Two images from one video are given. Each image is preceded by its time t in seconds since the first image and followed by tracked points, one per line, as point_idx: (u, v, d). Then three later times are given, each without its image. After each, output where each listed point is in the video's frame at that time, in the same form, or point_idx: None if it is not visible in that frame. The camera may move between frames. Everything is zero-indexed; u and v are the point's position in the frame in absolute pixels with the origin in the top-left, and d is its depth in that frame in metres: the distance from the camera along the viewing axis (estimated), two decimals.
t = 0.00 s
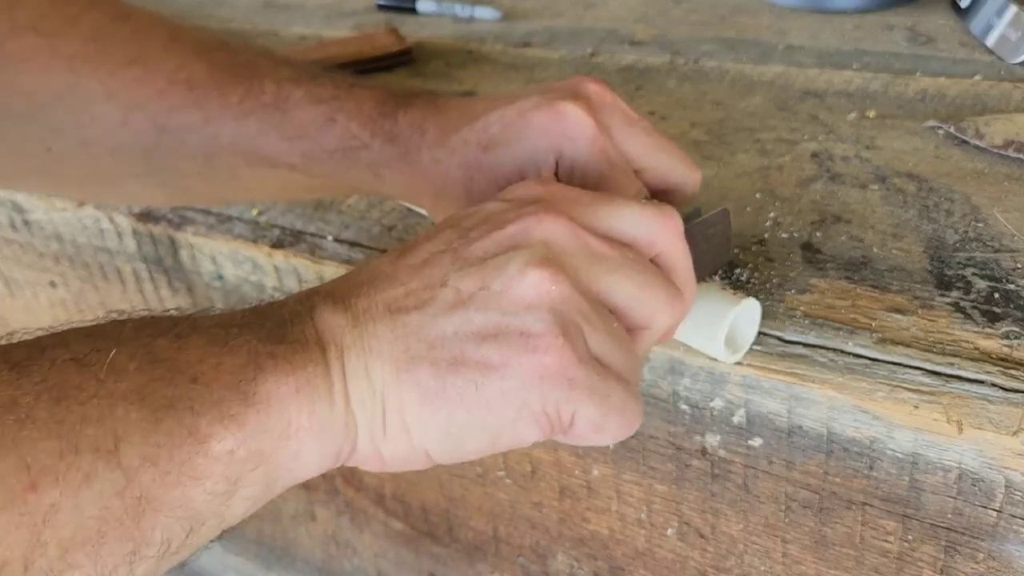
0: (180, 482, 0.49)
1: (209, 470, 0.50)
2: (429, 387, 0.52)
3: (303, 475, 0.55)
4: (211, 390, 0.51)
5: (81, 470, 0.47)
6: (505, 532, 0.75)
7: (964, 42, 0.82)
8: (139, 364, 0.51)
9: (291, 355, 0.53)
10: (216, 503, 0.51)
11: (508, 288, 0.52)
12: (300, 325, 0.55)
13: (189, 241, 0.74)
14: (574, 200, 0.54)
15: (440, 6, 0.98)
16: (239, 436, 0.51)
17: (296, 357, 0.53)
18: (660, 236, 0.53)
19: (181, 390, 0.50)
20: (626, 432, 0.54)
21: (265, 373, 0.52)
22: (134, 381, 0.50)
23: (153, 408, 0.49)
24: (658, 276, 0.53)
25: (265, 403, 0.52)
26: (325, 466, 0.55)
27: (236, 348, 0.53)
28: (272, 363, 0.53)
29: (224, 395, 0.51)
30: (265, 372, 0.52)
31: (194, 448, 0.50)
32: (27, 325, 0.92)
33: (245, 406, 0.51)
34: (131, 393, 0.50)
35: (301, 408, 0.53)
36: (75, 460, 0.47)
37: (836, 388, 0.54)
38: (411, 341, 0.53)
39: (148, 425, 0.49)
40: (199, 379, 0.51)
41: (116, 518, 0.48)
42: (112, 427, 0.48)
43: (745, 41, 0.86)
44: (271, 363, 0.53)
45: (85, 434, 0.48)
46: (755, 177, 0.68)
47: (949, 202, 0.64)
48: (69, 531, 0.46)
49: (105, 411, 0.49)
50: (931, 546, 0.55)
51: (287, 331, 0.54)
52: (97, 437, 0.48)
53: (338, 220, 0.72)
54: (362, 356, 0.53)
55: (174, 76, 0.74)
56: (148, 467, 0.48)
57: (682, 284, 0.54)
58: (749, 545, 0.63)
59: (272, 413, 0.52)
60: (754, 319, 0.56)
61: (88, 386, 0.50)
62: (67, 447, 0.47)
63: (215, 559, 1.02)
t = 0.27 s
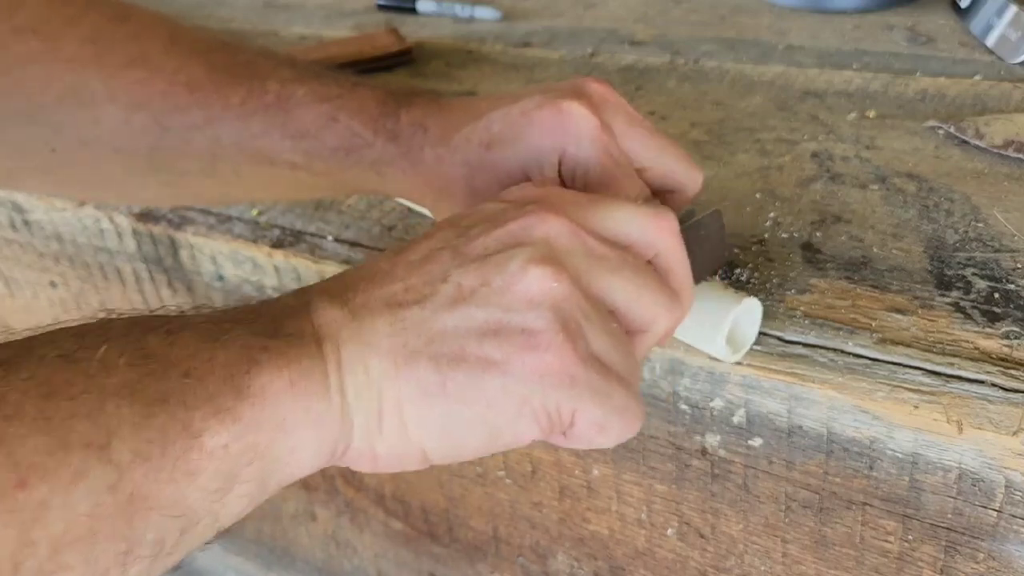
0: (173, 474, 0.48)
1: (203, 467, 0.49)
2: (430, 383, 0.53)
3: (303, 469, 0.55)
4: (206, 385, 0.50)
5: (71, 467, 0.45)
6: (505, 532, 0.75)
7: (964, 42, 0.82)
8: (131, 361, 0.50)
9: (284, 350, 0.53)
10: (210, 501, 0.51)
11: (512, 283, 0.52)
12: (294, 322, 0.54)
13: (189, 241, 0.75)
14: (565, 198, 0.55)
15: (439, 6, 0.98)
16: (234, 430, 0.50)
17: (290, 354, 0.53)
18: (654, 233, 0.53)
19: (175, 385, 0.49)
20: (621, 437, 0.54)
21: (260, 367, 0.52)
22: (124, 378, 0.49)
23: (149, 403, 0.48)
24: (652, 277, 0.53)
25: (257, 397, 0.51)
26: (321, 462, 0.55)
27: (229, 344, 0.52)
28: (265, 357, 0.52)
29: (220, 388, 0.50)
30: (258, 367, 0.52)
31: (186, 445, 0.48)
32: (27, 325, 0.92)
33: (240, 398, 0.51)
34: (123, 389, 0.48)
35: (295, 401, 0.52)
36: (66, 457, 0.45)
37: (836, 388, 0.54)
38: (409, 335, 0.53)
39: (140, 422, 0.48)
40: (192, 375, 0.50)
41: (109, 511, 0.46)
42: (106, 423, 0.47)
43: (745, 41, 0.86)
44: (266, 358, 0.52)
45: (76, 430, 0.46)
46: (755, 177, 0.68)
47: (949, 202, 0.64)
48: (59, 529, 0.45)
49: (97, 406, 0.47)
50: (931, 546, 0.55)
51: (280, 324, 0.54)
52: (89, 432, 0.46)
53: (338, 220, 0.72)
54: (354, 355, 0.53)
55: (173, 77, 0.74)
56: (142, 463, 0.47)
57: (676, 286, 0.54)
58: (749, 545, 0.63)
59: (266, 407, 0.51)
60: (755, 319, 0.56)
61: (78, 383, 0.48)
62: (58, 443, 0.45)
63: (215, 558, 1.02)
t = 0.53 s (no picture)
0: (178, 462, 0.48)
1: (208, 453, 0.49)
2: (433, 374, 0.52)
3: (304, 455, 0.54)
4: (206, 372, 0.50)
5: (78, 453, 0.46)
6: (505, 532, 0.75)
7: (964, 42, 0.82)
8: (134, 347, 0.50)
9: (288, 336, 0.52)
10: (214, 485, 0.50)
11: (515, 280, 0.52)
12: (295, 309, 0.54)
13: (190, 241, 0.74)
14: (570, 195, 0.55)
15: (439, 6, 0.98)
16: (237, 417, 0.50)
17: (294, 339, 0.52)
18: (659, 230, 0.53)
19: (178, 371, 0.50)
20: (629, 428, 0.54)
21: (263, 355, 0.51)
22: (129, 365, 0.49)
23: (151, 389, 0.48)
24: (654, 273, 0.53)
25: (258, 385, 0.51)
26: (322, 448, 0.54)
27: (233, 329, 0.52)
28: (270, 343, 0.52)
29: (221, 375, 0.50)
30: (260, 354, 0.51)
31: (189, 431, 0.48)
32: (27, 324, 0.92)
33: (241, 387, 0.50)
34: (127, 375, 0.49)
35: (298, 386, 0.52)
36: (73, 443, 0.46)
37: (836, 388, 0.54)
38: (413, 327, 0.52)
39: (143, 408, 0.48)
40: (196, 362, 0.50)
41: (112, 497, 0.46)
42: (110, 411, 0.47)
43: (745, 41, 0.86)
44: (272, 345, 0.52)
45: (81, 417, 0.46)
46: (755, 178, 0.68)
47: (949, 202, 0.64)
48: (68, 514, 0.45)
49: (104, 393, 0.47)
50: (931, 546, 0.55)
51: (286, 310, 0.54)
52: (95, 419, 0.47)
53: (338, 220, 0.72)
54: (359, 345, 0.52)
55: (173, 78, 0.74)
56: (146, 448, 0.47)
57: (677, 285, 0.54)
58: (748, 545, 0.63)
59: (269, 394, 0.51)
60: (756, 318, 0.56)
61: (86, 369, 0.48)
62: (64, 430, 0.46)
63: (215, 558, 1.02)
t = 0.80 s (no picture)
0: (186, 459, 0.49)
1: (217, 446, 0.49)
2: (442, 373, 0.52)
3: (308, 448, 0.53)
4: (217, 366, 0.50)
5: (89, 446, 0.47)
6: (505, 532, 0.75)
7: (964, 42, 0.82)
8: (148, 339, 0.50)
9: (297, 329, 0.52)
10: (221, 476, 0.50)
11: (525, 284, 0.52)
12: (309, 300, 0.53)
13: (190, 242, 0.74)
14: (581, 196, 0.56)
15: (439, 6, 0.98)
16: (247, 412, 0.50)
17: (304, 332, 0.52)
18: (666, 234, 0.54)
19: (188, 366, 0.50)
20: (641, 426, 0.54)
21: (273, 350, 0.51)
22: (141, 358, 0.49)
23: (163, 385, 0.49)
24: (663, 274, 0.54)
25: (268, 379, 0.50)
26: (328, 442, 0.54)
27: (245, 323, 0.52)
28: (278, 338, 0.51)
29: (231, 371, 0.50)
30: (273, 348, 0.51)
31: (199, 426, 0.49)
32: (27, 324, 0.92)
33: (255, 382, 0.50)
34: (139, 368, 0.49)
35: (309, 383, 0.51)
36: (85, 438, 0.47)
37: (836, 388, 0.54)
38: (424, 326, 0.52)
39: (154, 403, 0.48)
40: (207, 355, 0.50)
41: (122, 489, 0.47)
42: (121, 406, 0.48)
43: (745, 41, 0.86)
44: (281, 341, 0.51)
45: (94, 413, 0.47)
46: (755, 177, 0.68)
47: (949, 202, 0.64)
48: (80, 506, 0.46)
49: (114, 388, 0.48)
50: (931, 546, 0.55)
51: (293, 306, 0.53)
52: (108, 414, 0.47)
53: (338, 220, 0.72)
54: (369, 342, 0.52)
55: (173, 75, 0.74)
56: (157, 443, 0.48)
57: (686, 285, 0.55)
58: (749, 545, 0.63)
59: (277, 389, 0.51)
60: (757, 318, 0.56)
61: (99, 363, 0.49)
62: (76, 424, 0.47)
63: (215, 558, 1.02)
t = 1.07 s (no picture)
0: (188, 472, 0.49)
1: (218, 462, 0.50)
2: (440, 389, 0.52)
3: (312, 459, 0.54)
4: (218, 382, 0.50)
5: (93, 462, 0.47)
6: (505, 532, 0.75)
7: (964, 42, 0.82)
8: (149, 355, 0.51)
9: (296, 346, 0.52)
10: (220, 489, 0.51)
11: (522, 303, 0.52)
12: (310, 314, 0.54)
13: (190, 241, 0.74)
14: (579, 207, 0.55)
15: (440, 7, 0.99)
16: (246, 425, 0.50)
17: (301, 348, 0.52)
18: (666, 242, 0.54)
19: (189, 382, 0.50)
20: (641, 435, 0.54)
21: (273, 366, 0.51)
22: (144, 374, 0.50)
23: (165, 401, 0.49)
24: (661, 285, 0.54)
25: (268, 396, 0.51)
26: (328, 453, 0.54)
27: (244, 338, 0.52)
28: (278, 354, 0.52)
29: (232, 387, 0.51)
30: (273, 363, 0.51)
31: (200, 441, 0.49)
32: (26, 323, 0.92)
33: (255, 398, 0.51)
34: (140, 387, 0.49)
35: (308, 401, 0.52)
36: (87, 454, 0.47)
37: (836, 388, 0.54)
38: (423, 344, 0.52)
39: (157, 419, 0.48)
40: (207, 372, 0.51)
41: (125, 502, 0.47)
42: (123, 422, 0.48)
43: (744, 41, 0.86)
44: (280, 357, 0.52)
45: (96, 431, 0.47)
46: (755, 178, 0.68)
47: (948, 202, 0.64)
48: (83, 522, 0.46)
49: (117, 405, 0.48)
50: (931, 546, 0.56)
51: (294, 320, 0.54)
52: (110, 431, 0.47)
53: (338, 220, 0.72)
54: (369, 359, 0.53)
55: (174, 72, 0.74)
56: (158, 459, 0.48)
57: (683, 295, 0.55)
58: (748, 545, 0.63)
59: (276, 404, 0.51)
60: (754, 320, 0.56)
61: (101, 380, 0.49)
62: (79, 441, 0.47)
63: (215, 558, 1.02)
